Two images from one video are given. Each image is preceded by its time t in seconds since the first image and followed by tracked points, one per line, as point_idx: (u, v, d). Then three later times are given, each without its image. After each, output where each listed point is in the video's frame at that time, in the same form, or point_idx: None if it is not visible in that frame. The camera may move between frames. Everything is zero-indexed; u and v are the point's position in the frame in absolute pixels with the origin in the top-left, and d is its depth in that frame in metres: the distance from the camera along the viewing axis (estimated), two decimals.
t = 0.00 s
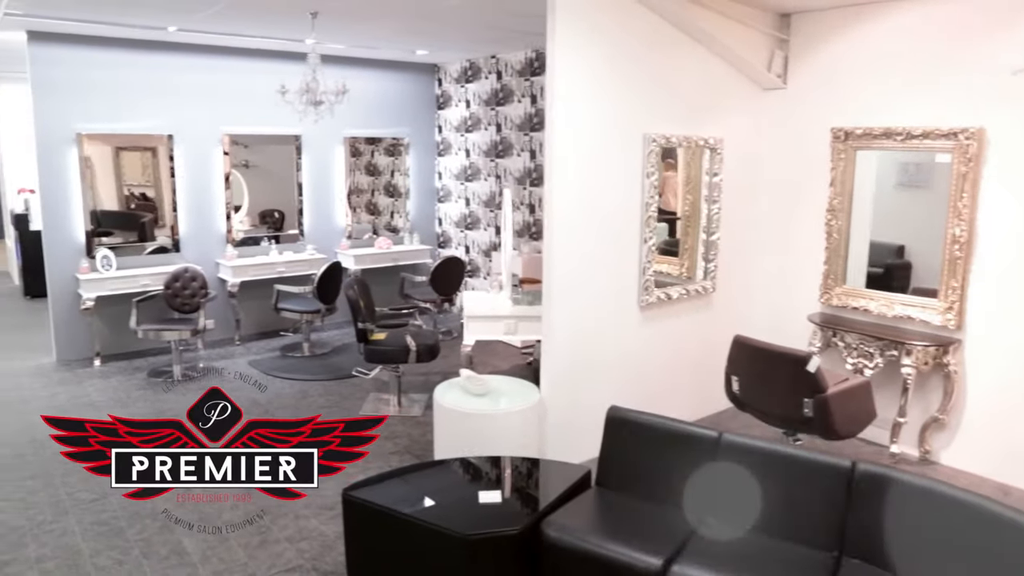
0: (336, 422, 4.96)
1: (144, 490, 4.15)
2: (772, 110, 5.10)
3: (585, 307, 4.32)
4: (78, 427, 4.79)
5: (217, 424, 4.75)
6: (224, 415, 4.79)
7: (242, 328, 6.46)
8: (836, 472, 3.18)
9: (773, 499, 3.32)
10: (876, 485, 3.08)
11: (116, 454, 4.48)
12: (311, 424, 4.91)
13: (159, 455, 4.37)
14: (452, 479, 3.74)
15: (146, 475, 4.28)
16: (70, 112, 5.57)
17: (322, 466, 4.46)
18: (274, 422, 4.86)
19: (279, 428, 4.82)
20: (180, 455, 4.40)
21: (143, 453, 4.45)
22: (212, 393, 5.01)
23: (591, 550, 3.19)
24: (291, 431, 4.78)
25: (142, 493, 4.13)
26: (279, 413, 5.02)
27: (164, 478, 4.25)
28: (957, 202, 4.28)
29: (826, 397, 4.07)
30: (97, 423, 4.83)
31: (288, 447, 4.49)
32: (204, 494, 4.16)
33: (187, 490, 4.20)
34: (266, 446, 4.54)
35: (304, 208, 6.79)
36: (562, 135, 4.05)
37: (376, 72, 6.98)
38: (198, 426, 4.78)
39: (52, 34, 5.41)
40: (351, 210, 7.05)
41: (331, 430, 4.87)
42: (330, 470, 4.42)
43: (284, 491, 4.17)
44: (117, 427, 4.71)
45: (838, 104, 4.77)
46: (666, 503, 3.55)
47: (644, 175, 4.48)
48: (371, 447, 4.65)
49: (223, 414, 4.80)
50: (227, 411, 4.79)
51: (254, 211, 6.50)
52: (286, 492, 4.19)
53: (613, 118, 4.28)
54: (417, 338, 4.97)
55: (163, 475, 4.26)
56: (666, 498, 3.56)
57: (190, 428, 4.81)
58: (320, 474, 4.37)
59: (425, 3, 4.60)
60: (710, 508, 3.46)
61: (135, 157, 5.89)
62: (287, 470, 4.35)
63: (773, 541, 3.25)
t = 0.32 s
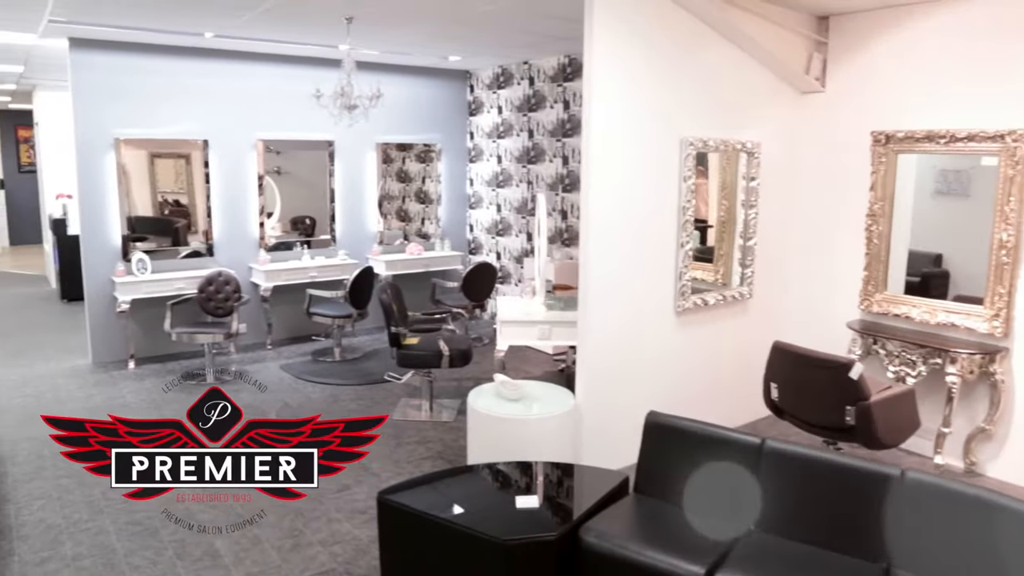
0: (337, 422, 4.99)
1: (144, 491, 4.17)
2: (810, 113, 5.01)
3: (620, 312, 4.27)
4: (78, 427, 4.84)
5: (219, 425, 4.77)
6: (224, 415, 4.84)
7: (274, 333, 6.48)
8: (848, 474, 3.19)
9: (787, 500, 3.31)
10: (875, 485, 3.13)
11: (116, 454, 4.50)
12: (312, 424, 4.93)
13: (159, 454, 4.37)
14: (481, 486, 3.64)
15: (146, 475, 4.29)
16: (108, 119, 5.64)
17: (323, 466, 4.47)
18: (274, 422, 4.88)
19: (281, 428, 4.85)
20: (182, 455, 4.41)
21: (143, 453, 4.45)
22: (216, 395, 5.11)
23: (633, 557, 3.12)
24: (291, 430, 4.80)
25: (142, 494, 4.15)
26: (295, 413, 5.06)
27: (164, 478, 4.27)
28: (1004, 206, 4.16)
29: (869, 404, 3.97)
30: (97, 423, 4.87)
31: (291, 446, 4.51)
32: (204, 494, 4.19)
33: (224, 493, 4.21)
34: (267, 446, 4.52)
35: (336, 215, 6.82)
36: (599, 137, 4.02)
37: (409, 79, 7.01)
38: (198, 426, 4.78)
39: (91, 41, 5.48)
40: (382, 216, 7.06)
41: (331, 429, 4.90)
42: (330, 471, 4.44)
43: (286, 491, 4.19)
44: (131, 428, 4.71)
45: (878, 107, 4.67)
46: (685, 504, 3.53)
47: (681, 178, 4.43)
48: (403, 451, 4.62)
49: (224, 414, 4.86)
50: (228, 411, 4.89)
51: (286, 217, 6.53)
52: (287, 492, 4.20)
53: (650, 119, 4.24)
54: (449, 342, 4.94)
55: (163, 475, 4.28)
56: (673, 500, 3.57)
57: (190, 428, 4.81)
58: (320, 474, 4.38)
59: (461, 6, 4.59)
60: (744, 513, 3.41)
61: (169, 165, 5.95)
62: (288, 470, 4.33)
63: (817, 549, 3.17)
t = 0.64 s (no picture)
0: (337, 423, 5.02)
1: (144, 491, 4.18)
2: (847, 117, 4.93)
3: (653, 315, 4.21)
4: (78, 427, 4.84)
5: (218, 424, 4.65)
6: (224, 414, 4.67)
7: (304, 339, 6.50)
8: (868, 475, 3.15)
9: (813, 503, 3.26)
10: (899, 488, 3.09)
11: (116, 453, 4.42)
12: (311, 424, 4.95)
13: (157, 454, 4.17)
14: (509, 495, 3.52)
15: (146, 475, 4.19)
16: (142, 125, 5.72)
17: (323, 466, 4.48)
18: (274, 422, 4.90)
19: (281, 428, 4.86)
20: (181, 455, 4.23)
21: (142, 453, 4.27)
22: (215, 394, 4.99)
23: (673, 565, 3.03)
24: (291, 430, 4.79)
25: (142, 493, 4.17)
26: (320, 418, 5.07)
27: (165, 478, 4.21)
28: None
29: (911, 411, 3.86)
30: (98, 423, 4.86)
31: (291, 446, 4.42)
32: (203, 494, 4.21)
33: (256, 497, 4.21)
34: (269, 446, 4.41)
35: (365, 221, 6.83)
36: (633, 137, 3.98)
37: (439, 86, 7.02)
38: (198, 426, 4.61)
39: (127, 48, 5.56)
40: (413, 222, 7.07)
41: (331, 429, 4.93)
42: (330, 470, 4.45)
43: (286, 491, 4.20)
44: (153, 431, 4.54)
45: (918, 110, 4.58)
46: (712, 505, 3.50)
47: (716, 182, 4.37)
48: (433, 456, 4.58)
49: (224, 414, 4.72)
50: (227, 411, 4.69)
51: (315, 224, 6.55)
52: (287, 492, 4.21)
53: (685, 122, 4.19)
54: (480, 348, 4.89)
55: (163, 475, 4.21)
56: (694, 502, 3.54)
57: (191, 430, 4.63)
58: (319, 474, 4.40)
59: (492, 11, 4.59)
60: (773, 517, 3.36)
61: (200, 173, 6.00)
62: (288, 470, 4.25)
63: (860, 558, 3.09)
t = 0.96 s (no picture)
0: (337, 423, 5.04)
1: (144, 491, 4.20)
2: (881, 119, 4.86)
3: (684, 319, 4.15)
4: (78, 427, 4.82)
5: (217, 423, 4.29)
6: (225, 414, 4.30)
7: (330, 344, 6.51)
8: (908, 480, 3.06)
9: (854, 508, 3.17)
10: (945, 495, 2.97)
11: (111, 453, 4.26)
12: (311, 424, 4.95)
13: (158, 455, 3.97)
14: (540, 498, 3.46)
15: (145, 475, 4.09)
16: (171, 132, 5.78)
17: (323, 466, 4.49)
18: (274, 422, 4.89)
19: (280, 427, 4.86)
20: (181, 454, 4.02)
21: (142, 452, 4.03)
22: (215, 390, 4.60)
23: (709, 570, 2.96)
24: (291, 430, 4.79)
25: (142, 493, 4.19)
26: (322, 417, 5.11)
27: (165, 479, 4.13)
28: None
29: (953, 417, 3.75)
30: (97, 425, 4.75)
31: (292, 445, 4.29)
32: (203, 495, 4.22)
33: (260, 498, 4.23)
34: (268, 445, 4.19)
35: (392, 228, 6.84)
36: (665, 138, 3.94)
37: (466, 92, 7.04)
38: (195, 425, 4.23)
39: (158, 55, 5.63)
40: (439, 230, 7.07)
41: (331, 429, 4.94)
42: (330, 470, 4.46)
43: (286, 491, 4.21)
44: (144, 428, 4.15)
45: (956, 111, 4.50)
46: (750, 509, 3.43)
47: (749, 185, 4.32)
48: (462, 461, 4.54)
49: (224, 414, 4.32)
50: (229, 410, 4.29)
51: (341, 231, 6.57)
52: (286, 493, 4.21)
53: (718, 123, 4.15)
54: (509, 353, 4.85)
55: (163, 475, 4.12)
56: (731, 507, 3.47)
57: (188, 429, 4.22)
58: (320, 474, 4.40)
59: (521, 14, 4.59)
60: (813, 522, 3.27)
61: (227, 182, 6.05)
62: (288, 470, 4.15)
63: (904, 567, 2.98)
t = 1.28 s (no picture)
0: (337, 423, 5.06)
1: (144, 491, 4.19)
2: (913, 120, 4.79)
3: (714, 320, 4.09)
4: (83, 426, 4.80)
5: (218, 423, 4.23)
6: (224, 414, 4.26)
7: (354, 349, 6.51)
8: (948, 482, 2.95)
9: (892, 511, 3.06)
10: (989, 498, 2.84)
11: (114, 453, 3.79)
12: (311, 424, 4.95)
13: (159, 455, 3.83)
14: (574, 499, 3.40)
15: (146, 475, 3.94)
16: (197, 137, 5.83)
17: (323, 466, 4.47)
18: (274, 422, 4.85)
19: (280, 427, 4.82)
20: (181, 455, 3.85)
21: (141, 452, 3.85)
22: (215, 392, 4.55)
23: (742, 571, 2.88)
24: (292, 430, 4.75)
25: (142, 493, 4.17)
26: (322, 417, 5.14)
27: (165, 478, 4.00)
28: None
29: (992, 422, 3.67)
30: (98, 423, 3.92)
31: (291, 445, 4.16)
32: (203, 495, 4.22)
33: (261, 499, 4.22)
34: (269, 445, 4.07)
35: (416, 234, 6.85)
36: (694, 138, 3.90)
37: (489, 98, 7.04)
38: (195, 426, 4.19)
39: (186, 60, 5.70)
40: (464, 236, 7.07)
41: (331, 429, 4.95)
42: (330, 470, 4.44)
43: (286, 490, 4.20)
44: (143, 425, 3.94)
45: (989, 112, 4.45)
46: (786, 514, 3.34)
47: (779, 186, 4.26)
48: (487, 465, 4.49)
49: (224, 413, 4.30)
50: (229, 410, 4.27)
51: (366, 237, 6.58)
52: (286, 492, 4.20)
53: (746, 124, 4.10)
54: (535, 357, 4.81)
55: (163, 475, 3.98)
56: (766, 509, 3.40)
57: (192, 428, 4.00)
58: (320, 474, 4.38)
59: (548, 17, 4.60)
60: (851, 526, 3.18)
61: (252, 190, 6.08)
62: (288, 470, 4.06)
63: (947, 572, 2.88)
